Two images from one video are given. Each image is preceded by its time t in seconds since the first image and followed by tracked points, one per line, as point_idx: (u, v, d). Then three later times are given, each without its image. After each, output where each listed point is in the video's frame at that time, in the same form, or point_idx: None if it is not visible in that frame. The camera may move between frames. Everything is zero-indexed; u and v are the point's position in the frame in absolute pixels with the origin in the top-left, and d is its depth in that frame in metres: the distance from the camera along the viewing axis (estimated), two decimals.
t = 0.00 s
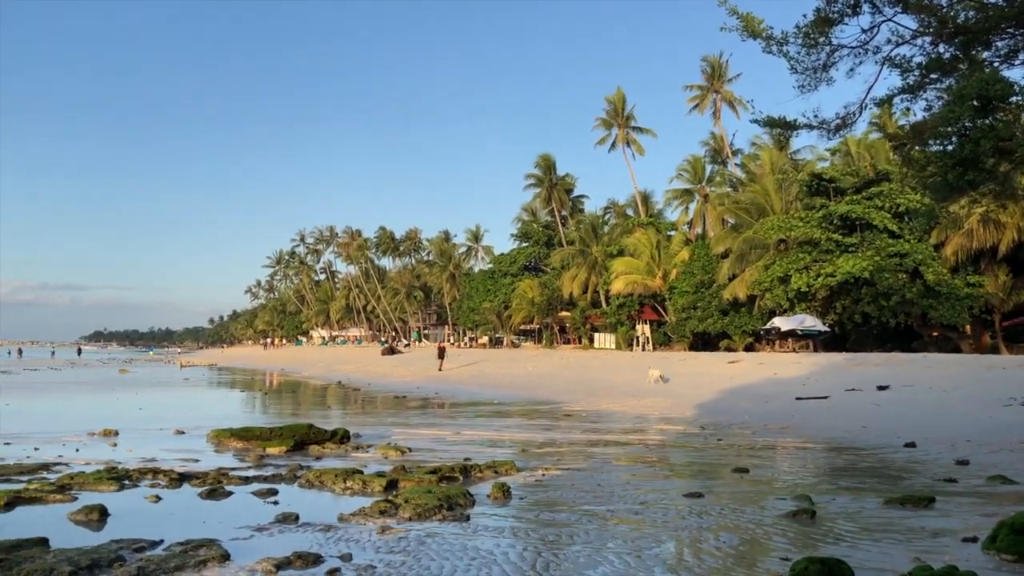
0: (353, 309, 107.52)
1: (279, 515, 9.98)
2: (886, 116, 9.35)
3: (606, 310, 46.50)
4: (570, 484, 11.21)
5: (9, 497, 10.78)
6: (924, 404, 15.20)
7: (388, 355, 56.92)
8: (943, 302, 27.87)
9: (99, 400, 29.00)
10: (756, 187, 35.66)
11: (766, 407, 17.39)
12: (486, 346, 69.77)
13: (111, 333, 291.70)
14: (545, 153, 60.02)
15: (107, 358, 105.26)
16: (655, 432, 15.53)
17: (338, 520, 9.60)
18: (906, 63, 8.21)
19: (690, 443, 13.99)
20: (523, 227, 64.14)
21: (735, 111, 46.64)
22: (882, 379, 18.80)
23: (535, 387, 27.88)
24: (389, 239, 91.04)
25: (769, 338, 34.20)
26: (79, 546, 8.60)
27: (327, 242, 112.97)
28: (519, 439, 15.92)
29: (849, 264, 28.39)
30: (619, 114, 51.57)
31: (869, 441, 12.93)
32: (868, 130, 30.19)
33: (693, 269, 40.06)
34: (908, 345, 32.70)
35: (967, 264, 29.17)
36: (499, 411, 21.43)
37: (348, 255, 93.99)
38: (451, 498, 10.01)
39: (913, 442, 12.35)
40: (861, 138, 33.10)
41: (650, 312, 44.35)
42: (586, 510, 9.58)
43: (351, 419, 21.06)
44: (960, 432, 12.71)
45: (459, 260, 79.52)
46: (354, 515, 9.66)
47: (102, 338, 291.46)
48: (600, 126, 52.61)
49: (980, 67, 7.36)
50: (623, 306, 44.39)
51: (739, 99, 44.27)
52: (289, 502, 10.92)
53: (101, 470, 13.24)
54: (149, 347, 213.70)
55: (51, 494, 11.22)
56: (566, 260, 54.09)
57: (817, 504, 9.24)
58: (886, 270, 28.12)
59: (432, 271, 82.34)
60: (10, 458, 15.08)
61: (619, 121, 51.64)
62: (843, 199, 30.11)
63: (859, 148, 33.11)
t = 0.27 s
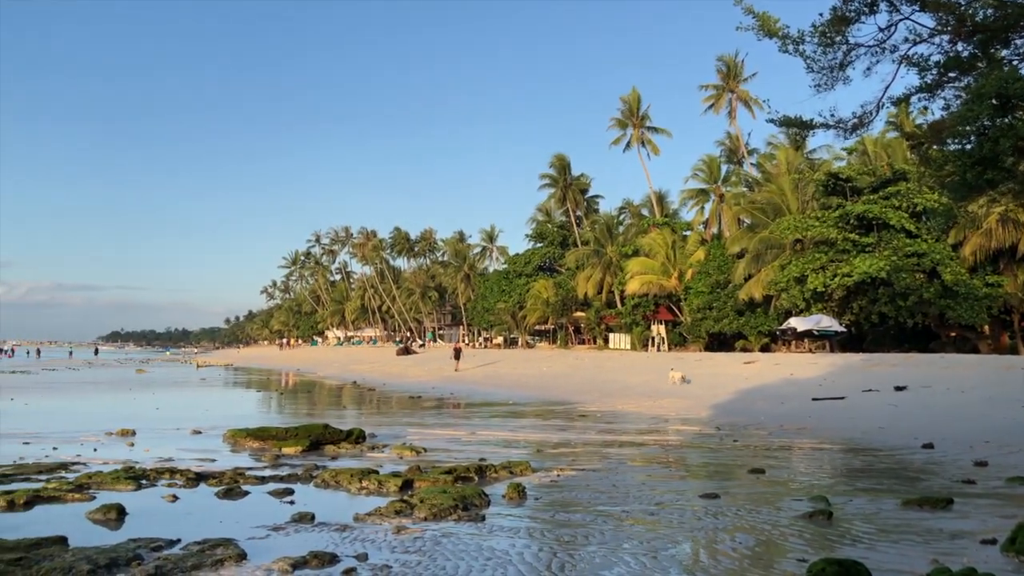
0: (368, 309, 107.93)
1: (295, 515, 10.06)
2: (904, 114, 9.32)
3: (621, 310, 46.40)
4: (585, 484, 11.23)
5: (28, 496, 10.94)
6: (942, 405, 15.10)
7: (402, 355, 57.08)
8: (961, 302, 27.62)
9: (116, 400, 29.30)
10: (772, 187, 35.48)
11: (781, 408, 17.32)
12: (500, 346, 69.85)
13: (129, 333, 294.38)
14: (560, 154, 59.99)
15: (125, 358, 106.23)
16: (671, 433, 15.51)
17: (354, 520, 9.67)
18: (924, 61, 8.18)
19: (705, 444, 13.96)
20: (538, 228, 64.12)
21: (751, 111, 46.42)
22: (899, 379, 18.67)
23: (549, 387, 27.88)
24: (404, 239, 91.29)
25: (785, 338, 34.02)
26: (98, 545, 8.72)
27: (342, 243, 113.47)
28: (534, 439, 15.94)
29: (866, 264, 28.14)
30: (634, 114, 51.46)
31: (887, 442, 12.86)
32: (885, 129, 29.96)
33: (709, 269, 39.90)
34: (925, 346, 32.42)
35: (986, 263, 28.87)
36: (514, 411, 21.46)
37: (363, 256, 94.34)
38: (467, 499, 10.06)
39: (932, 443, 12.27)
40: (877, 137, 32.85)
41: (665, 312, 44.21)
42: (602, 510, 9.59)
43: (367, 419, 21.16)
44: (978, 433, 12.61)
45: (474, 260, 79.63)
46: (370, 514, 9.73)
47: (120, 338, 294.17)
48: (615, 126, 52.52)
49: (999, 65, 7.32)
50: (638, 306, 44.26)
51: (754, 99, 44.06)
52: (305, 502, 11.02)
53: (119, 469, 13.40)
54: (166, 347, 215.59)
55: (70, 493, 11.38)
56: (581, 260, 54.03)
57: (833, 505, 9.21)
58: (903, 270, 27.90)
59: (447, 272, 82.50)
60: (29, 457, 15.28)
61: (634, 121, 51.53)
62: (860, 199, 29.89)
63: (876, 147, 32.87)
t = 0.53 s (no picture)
0: (383, 310, 108.31)
1: (310, 514, 10.14)
2: (921, 113, 9.29)
3: (636, 311, 46.29)
4: (600, 485, 11.25)
5: (47, 494, 11.09)
6: (959, 406, 14.99)
7: (417, 356, 57.22)
8: (979, 303, 27.38)
9: (134, 400, 29.59)
10: (787, 187, 35.32)
11: (797, 409, 17.25)
12: (514, 346, 69.90)
13: (146, 333, 296.89)
14: (574, 154, 59.96)
15: (143, 359, 107.14)
16: (686, 434, 15.49)
17: (369, 520, 9.74)
18: (941, 60, 8.14)
19: (720, 445, 13.94)
20: (552, 228, 64.08)
21: (766, 111, 46.21)
22: (916, 380, 18.54)
23: (563, 388, 27.87)
24: (418, 239, 91.55)
25: (801, 339, 33.83)
26: (116, 544, 8.82)
27: (357, 243, 113.94)
28: (548, 440, 15.95)
29: (882, 264, 27.94)
30: (649, 114, 51.35)
31: (903, 443, 12.79)
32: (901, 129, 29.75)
33: (724, 270, 39.75)
34: (942, 347, 32.15)
35: (1004, 264, 28.61)
36: (529, 412, 21.49)
37: (377, 256, 94.67)
38: (481, 499, 10.11)
39: (948, 444, 12.20)
40: (894, 137, 32.63)
41: (680, 313, 44.06)
42: (616, 511, 9.60)
43: (381, 419, 21.25)
44: (996, 434, 12.52)
45: (488, 260, 79.72)
46: (385, 514, 9.79)
47: (137, 338, 296.78)
48: (630, 126, 52.43)
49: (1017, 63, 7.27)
50: (653, 307, 44.14)
51: (769, 98, 43.86)
52: (321, 502, 11.10)
53: (136, 468, 13.55)
54: (182, 347, 217.26)
55: (87, 492, 11.52)
56: (595, 260, 53.96)
57: (849, 507, 9.17)
58: (920, 271, 27.70)
59: (461, 272, 82.64)
60: (48, 457, 15.47)
61: (648, 121, 51.43)
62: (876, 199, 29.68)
63: (892, 147, 32.67)
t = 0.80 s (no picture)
0: (397, 310, 108.65)
1: (325, 514, 10.22)
2: (937, 113, 9.26)
3: (650, 312, 46.18)
4: (614, 486, 11.26)
5: (65, 493, 11.24)
6: (977, 407, 14.87)
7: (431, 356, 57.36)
8: (997, 304, 27.12)
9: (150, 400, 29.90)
10: (803, 187, 35.14)
11: (812, 410, 17.17)
12: (528, 347, 69.92)
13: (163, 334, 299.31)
14: (588, 155, 59.92)
15: (160, 359, 108.09)
16: (700, 435, 15.47)
17: (384, 520, 9.81)
18: (959, 59, 8.11)
19: (735, 447, 13.90)
20: (566, 229, 64.04)
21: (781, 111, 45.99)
22: (933, 382, 18.40)
23: (577, 389, 27.86)
24: (432, 240, 91.78)
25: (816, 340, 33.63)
26: (134, 543, 8.94)
27: (371, 244, 114.40)
28: (563, 441, 15.97)
29: (898, 265, 27.72)
30: (663, 115, 51.23)
31: (920, 445, 12.72)
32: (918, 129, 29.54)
33: (739, 270, 39.57)
34: (960, 348, 31.87)
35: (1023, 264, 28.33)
36: (543, 412, 21.52)
37: (392, 257, 94.98)
38: (496, 500, 10.15)
39: (966, 446, 12.12)
40: (910, 137, 32.39)
41: (694, 314, 43.91)
42: (631, 512, 9.62)
43: (396, 420, 21.35)
44: (1014, 436, 12.42)
45: (502, 261, 79.80)
46: (400, 515, 9.86)
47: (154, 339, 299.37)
48: (644, 126, 52.31)
49: None
50: (668, 307, 44.02)
51: (784, 98, 43.64)
52: (336, 502, 11.18)
53: (153, 468, 13.69)
54: (198, 348, 218.87)
55: (105, 492, 11.66)
56: (610, 261, 53.89)
57: (866, 508, 9.14)
58: (937, 271, 27.49)
59: (475, 273, 82.74)
60: (67, 456, 15.65)
61: (663, 122, 51.30)
62: (892, 199, 29.47)
63: (909, 147, 32.43)
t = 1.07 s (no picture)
0: (412, 311, 108.98)
1: (342, 515, 10.29)
2: (956, 113, 9.20)
3: (666, 313, 46.03)
4: (630, 487, 11.26)
5: (85, 493, 11.39)
6: (996, 409, 14.75)
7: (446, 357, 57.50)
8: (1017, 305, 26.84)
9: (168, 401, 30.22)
10: (820, 187, 34.93)
11: (829, 412, 17.06)
12: (544, 348, 69.92)
13: (181, 335, 301.86)
14: (603, 155, 59.88)
15: (178, 360, 108.95)
16: (717, 436, 15.43)
17: (400, 520, 9.87)
18: (977, 59, 8.04)
19: (752, 448, 13.85)
20: (582, 230, 63.96)
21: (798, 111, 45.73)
22: (952, 383, 18.23)
23: (592, 390, 27.85)
24: (447, 241, 91.98)
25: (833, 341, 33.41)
26: (152, 542, 9.05)
27: (387, 245, 114.82)
28: (579, 442, 15.99)
29: (916, 265, 27.48)
30: (679, 115, 51.07)
31: (939, 446, 12.63)
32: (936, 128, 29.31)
33: (755, 271, 39.37)
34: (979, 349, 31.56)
35: None
36: (558, 413, 21.55)
37: (408, 258, 95.28)
38: (512, 500, 10.20)
39: (985, 448, 12.03)
40: (928, 137, 32.12)
41: (711, 315, 43.73)
42: (646, 514, 9.63)
43: (411, 421, 21.44)
44: None
45: (517, 262, 79.85)
46: (416, 515, 9.92)
47: (173, 339, 301.86)
48: (659, 127, 52.19)
49: None
50: (684, 309, 43.86)
51: (801, 98, 43.40)
52: (352, 502, 11.27)
53: (172, 468, 13.83)
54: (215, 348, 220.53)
55: (123, 491, 11.81)
56: (625, 262, 53.77)
57: (884, 511, 9.09)
58: (955, 272, 27.25)
59: (491, 273, 82.83)
60: (85, 456, 15.85)
61: (679, 122, 51.16)
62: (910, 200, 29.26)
63: (927, 147, 32.17)
